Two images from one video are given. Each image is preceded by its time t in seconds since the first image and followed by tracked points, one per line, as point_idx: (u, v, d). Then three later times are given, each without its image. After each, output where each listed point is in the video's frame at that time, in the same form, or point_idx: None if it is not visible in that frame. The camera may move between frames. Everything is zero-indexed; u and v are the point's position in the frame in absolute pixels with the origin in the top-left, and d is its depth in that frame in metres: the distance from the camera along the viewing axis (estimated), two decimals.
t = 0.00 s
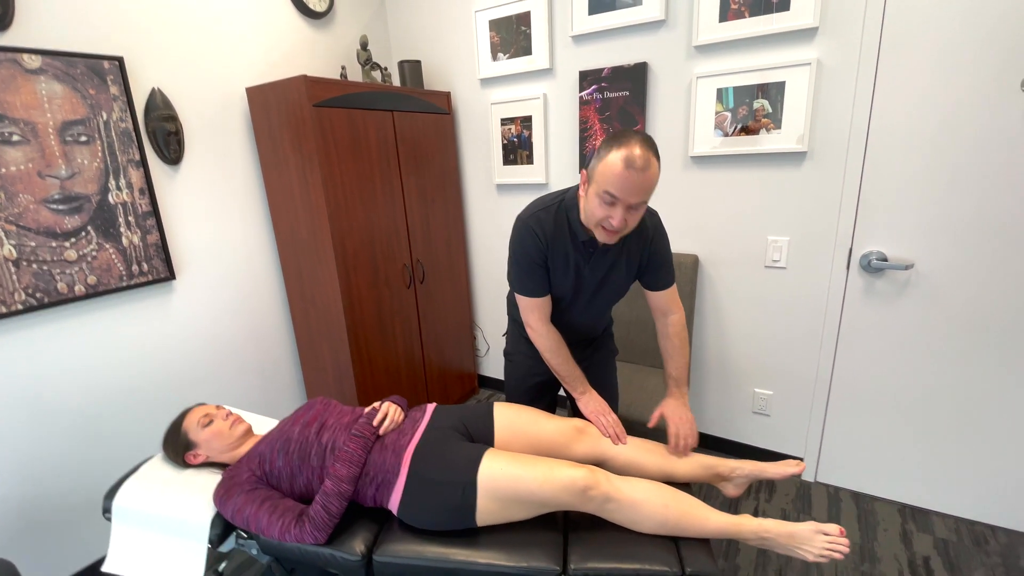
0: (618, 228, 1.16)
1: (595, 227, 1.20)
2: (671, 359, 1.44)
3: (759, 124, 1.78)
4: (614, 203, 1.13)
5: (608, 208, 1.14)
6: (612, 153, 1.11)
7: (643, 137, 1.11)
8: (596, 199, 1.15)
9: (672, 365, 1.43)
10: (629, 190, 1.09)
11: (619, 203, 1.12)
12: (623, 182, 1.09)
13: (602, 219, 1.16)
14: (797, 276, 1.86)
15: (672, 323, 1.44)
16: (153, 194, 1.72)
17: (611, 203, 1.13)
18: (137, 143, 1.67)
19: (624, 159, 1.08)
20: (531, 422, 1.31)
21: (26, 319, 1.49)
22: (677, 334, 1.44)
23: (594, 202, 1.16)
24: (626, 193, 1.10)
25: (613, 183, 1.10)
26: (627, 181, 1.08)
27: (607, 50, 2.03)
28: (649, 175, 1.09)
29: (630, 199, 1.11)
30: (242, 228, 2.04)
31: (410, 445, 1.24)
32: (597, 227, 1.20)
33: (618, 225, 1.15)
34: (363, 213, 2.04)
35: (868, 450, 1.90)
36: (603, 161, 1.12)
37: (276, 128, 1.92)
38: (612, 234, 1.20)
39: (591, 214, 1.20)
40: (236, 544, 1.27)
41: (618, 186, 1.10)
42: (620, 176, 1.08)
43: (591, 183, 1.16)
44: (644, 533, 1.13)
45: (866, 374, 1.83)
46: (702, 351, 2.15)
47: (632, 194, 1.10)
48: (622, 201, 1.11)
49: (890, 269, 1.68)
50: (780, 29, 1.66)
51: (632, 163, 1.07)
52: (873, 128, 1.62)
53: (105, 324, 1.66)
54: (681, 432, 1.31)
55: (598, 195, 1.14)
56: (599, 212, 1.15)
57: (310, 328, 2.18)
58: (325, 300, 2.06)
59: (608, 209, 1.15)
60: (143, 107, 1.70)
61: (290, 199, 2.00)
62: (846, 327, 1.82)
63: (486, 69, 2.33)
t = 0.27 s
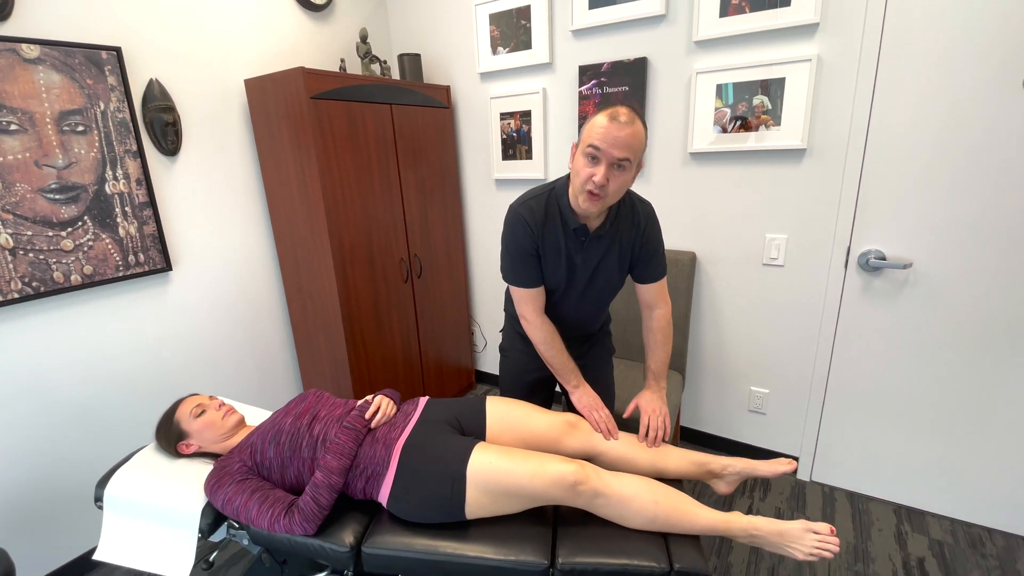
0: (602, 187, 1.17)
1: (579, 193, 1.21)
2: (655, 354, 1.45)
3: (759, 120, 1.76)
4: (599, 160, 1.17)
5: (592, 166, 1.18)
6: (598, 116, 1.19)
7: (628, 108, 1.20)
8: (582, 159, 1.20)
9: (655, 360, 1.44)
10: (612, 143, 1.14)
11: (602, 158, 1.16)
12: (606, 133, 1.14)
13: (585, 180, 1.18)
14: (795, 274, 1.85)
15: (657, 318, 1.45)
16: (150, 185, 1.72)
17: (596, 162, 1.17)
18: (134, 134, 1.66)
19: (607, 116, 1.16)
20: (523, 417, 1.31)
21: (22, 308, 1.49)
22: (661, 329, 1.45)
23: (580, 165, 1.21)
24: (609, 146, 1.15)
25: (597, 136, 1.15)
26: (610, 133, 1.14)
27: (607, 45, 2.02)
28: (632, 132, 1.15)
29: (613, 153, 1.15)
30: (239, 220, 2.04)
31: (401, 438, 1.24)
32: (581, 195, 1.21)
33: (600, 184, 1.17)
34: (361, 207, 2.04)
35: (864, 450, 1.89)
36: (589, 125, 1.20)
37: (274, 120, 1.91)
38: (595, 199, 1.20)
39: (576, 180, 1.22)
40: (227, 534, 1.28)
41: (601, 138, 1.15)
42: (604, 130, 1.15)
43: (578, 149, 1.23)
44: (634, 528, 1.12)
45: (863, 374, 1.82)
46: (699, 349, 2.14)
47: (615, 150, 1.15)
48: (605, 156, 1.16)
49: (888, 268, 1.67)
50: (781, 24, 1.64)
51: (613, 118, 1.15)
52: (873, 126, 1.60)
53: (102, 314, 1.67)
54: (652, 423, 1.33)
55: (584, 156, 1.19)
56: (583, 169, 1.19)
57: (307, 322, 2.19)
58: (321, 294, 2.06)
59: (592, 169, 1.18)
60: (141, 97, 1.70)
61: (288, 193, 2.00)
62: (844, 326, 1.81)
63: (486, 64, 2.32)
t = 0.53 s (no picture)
0: (598, 168, 1.17)
1: (574, 176, 1.20)
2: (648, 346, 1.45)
3: (761, 115, 1.75)
4: (592, 140, 1.17)
5: (587, 147, 1.18)
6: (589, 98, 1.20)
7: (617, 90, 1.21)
8: (575, 142, 1.20)
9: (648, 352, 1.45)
10: (605, 121, 1.14)
11: (596, 138, 1.16)
12: (598, 112, 1.15)
13: (581, 161, 1.18)
14: (795, 271, 1.84)
15: (650, 310, 1.45)
16: (151, 172, 1.73)
17: (589, 142, 1.17)
18: (135, 121, 1.67)
19: (595, 96, 1.17)
20: (516, 408, 1.32)
21: (23, 293, 1.51)
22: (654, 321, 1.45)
23: (573, 148, 1.20)
24: (602, 125, 1.15)
25: (590, 117, 1.16)
26: (602, 111, 1.14)
27: (610, 37, 2.00)
28: (624, 110, 1.15)
29: (606, 131, 1.15)
30: (240, 209, 2.05)
31: (394, 428, 1.25)
32: (577, 178, 1.20)
33: (596, 163, 1.16)
34: (360, 198, 2.04)
35: (860, 448, 1.89)
36: (580, 107, 1.21)
37: (275, 110, 1.91)
38: (591, 180, 1.19)
39: (571, 164, 1.22)
40: (222, 519, 1.29)
41: (594, 118, 1.15)
42: (596, 109, 1.15)
43: (570, 133, 1.23)
44: (623, 521, 1.13)
45: (862, 372, 1.81)
46: (697, 345, 2.14)
47: (609, 128, 1.15)
48: (599, 135, 1.16)
49: (888, 266, 1.65)
50: (786, 17, 1.62)
51: (603, 96, 1.16)
52: (877, 122, 1.58)
53: (102, 300, 1.68)
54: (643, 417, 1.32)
55: (577, 139, 1.19)
56: (578, 152, 1.18)
57: (306, 311, 2.20)
58: (321, 284, 2.07)
59: (587, 150, 1.18)
60: (142, 85, 1.70)
61: (288, 182, 2.00)
62: (843, 324, 1.80)
63: (488, 55, 2.31)
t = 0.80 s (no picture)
0: (594, 129, 1.17)
1: (572, 142, 1.19)
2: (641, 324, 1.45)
3: (766, 109, 1.72)
4: (586, 102, 1.17)
5: (581, 110, 1.18)
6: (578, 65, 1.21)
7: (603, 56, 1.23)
8: (568, 108, 1.20)
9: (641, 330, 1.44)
10: (596, 81, 1.15)
11: (589, 100, 1.17)
12: (589, 74, 1.16)
13: (577, 124, 1.17)
14: (796, 267, 1.83)
15: (645, 291, 1.44)
16: (152, 156, 1.73)
17: (583, 104, 1.17)
18: (137, 104, 1.67)
19: (583, 60, 1.18)
20: (508, 397, 1.32)
21: (25, 273, 1.52)
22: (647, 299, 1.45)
23: (567, 115, 1.20)
24: (594, 86, 1.16)
25: (582, 79, 1.17)
26: (593, 72, 1.16)
27: (616, 27, 1.98)
28: (615, 68, 1.16)
29: (599, 91, 1.16)
30: (241, 194, 2.06)
31: (387, 415, 1.25)
32: (575, 143, 1.20)
33: (593, 123, 1.16)
34: (361, 186, 2.04)
35: (856, 447, 1.88)
36: (569, 75, 1.22)
37: (277, 95, 1.91)
38: (590, 141, 1.18)
39: (566, 132, 1.21)
40: (217, 500, 1.31)
41: (586, 81, 1.16)
42: (586, 71, 1.16)
43: (561, 102, 1.23)
44: (611, 512, 1.13)
45: (860, 371, 1.80)
46: (696, 340, 2.13)
47: (601, 87, 1.16)
48: (592, 95, 1.16)
49: (890, 264, 1.64)
50: (794, 9, 1.59)
51: (591, 59, 1.17)
52: (884, 118, 1.56)
53: (103, 282, 1.70)
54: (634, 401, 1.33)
55: (570, 104, 1.19)
56: (573, 116, 1.18)
57: (306, 298, 2.21)
58: (321, 271, 2.08)
59: (581, 113, 1.18)
60: (145, 68, 1.70)
61: (289, 169, 2.00)
62: (842, 322, 1.78)
63: (493, 43, 2.29)
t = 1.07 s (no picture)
0: (590, 88, 1.16)
1: (569, 106, 1.18)
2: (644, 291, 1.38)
3: (775, 100, 1.68)
4: (577, 64, 1.15)
5: (573, 72, 1.16)
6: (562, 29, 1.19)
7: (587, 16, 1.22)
8: (559, 73, 1.18)
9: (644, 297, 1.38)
10: (584, 40, 1.14)
11: (579, 60, 1.15)
12: (576, 34, 1.14)
13: (571, 87, 1.16)
14: (800, 263, 1.80)
15: (649, 261, 1.39)
16: (152, 137, 1.72)
17: (574, 66, 1.16)
18: (137, 84, 1.66)
19: (567, 22, 1.17)
20: (502, 386, 1.30)
21: (23, 252, 1.52)
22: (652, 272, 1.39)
23: (559, 80, 1.19)
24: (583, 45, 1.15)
25: (569, 40, 1.15)
26: (579, 32, 1.14)
27: (623, 14, 1.93)
28: (600, 25, 1.15)
29: (588, 49, 1.14)
30: (241, 178, 2.05)
31: (378, 402, 1.24)
32: (571, 106, 1.19)
33: (587, 83, 1.15)
34: (362, 171, 2.02)
35: (856, 447, 1.86)
36: (554, 40, 1.20)
37: (277, 78, 1.89)
38: (586, 102, 1.17)
39: (561, 97, 1.20)
40: (208, 482, 1.32)
41: (573, 42, 1.15)
42: (573, 32, 1.14)
43: (551, 69, 1.21)
44: (602, 505, 1.12)
45: (863, 370, 1.77)
46: (697, 335, 2.10)
47: (590, 46, 1.15)
48: (581, 55, 1.15)
49: (897, 262, 1.60)
50: None
51: (574, 20, 1.16)
52: (896, 111, 1.51)
53: (102, 263, 1.69)
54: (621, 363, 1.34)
55: (560, 68, 1.18)
56: (566, 79, 1.17)
57: (305, 283, 2.20)
58: (320, 257, 2.07)
59: (573, 75, 1.16)
60: (145, 48, 1.69)
61: (289, 153, 1.99)
62: (846, 320, 1.75)
63: (498, 29, 2.25)
